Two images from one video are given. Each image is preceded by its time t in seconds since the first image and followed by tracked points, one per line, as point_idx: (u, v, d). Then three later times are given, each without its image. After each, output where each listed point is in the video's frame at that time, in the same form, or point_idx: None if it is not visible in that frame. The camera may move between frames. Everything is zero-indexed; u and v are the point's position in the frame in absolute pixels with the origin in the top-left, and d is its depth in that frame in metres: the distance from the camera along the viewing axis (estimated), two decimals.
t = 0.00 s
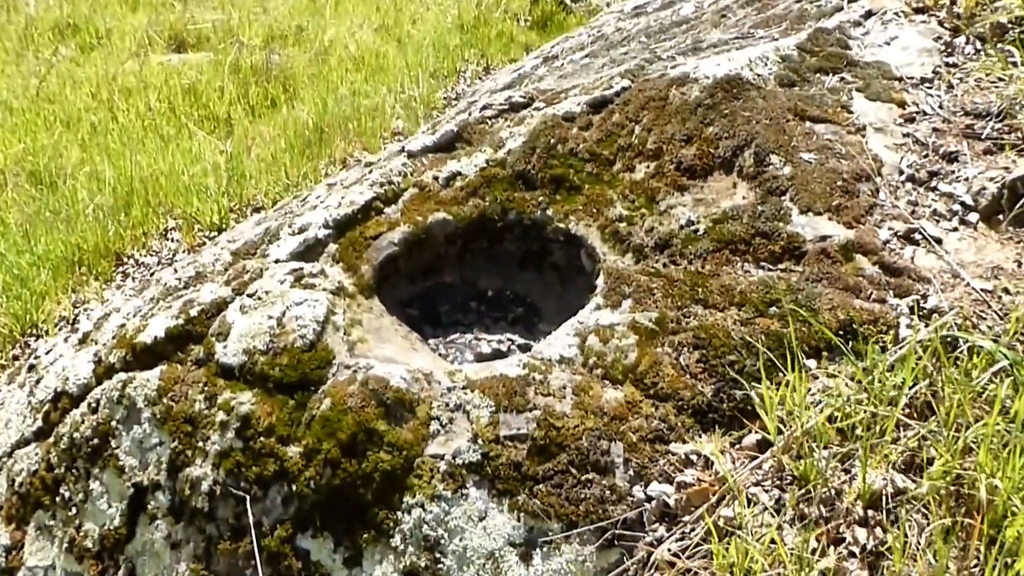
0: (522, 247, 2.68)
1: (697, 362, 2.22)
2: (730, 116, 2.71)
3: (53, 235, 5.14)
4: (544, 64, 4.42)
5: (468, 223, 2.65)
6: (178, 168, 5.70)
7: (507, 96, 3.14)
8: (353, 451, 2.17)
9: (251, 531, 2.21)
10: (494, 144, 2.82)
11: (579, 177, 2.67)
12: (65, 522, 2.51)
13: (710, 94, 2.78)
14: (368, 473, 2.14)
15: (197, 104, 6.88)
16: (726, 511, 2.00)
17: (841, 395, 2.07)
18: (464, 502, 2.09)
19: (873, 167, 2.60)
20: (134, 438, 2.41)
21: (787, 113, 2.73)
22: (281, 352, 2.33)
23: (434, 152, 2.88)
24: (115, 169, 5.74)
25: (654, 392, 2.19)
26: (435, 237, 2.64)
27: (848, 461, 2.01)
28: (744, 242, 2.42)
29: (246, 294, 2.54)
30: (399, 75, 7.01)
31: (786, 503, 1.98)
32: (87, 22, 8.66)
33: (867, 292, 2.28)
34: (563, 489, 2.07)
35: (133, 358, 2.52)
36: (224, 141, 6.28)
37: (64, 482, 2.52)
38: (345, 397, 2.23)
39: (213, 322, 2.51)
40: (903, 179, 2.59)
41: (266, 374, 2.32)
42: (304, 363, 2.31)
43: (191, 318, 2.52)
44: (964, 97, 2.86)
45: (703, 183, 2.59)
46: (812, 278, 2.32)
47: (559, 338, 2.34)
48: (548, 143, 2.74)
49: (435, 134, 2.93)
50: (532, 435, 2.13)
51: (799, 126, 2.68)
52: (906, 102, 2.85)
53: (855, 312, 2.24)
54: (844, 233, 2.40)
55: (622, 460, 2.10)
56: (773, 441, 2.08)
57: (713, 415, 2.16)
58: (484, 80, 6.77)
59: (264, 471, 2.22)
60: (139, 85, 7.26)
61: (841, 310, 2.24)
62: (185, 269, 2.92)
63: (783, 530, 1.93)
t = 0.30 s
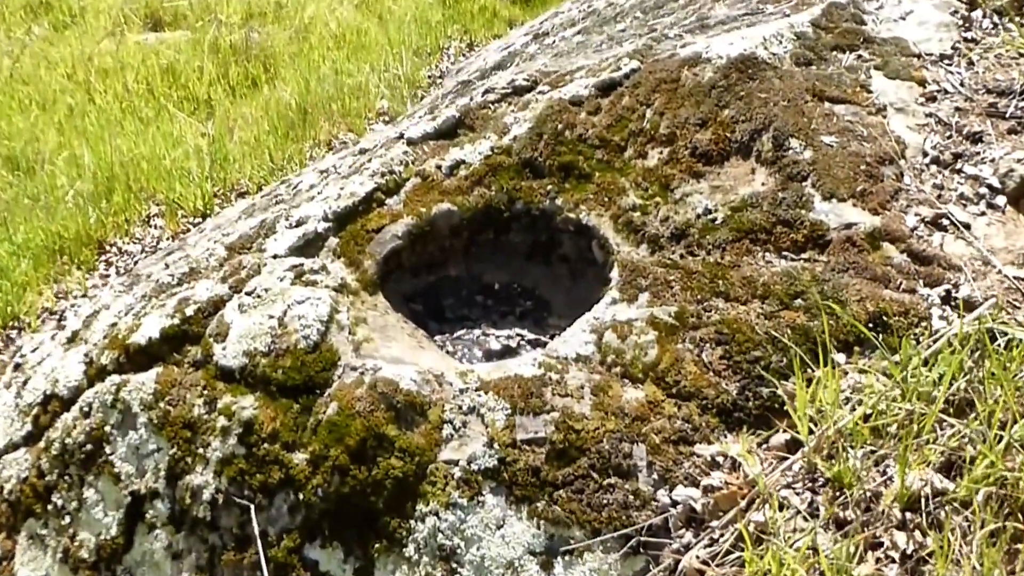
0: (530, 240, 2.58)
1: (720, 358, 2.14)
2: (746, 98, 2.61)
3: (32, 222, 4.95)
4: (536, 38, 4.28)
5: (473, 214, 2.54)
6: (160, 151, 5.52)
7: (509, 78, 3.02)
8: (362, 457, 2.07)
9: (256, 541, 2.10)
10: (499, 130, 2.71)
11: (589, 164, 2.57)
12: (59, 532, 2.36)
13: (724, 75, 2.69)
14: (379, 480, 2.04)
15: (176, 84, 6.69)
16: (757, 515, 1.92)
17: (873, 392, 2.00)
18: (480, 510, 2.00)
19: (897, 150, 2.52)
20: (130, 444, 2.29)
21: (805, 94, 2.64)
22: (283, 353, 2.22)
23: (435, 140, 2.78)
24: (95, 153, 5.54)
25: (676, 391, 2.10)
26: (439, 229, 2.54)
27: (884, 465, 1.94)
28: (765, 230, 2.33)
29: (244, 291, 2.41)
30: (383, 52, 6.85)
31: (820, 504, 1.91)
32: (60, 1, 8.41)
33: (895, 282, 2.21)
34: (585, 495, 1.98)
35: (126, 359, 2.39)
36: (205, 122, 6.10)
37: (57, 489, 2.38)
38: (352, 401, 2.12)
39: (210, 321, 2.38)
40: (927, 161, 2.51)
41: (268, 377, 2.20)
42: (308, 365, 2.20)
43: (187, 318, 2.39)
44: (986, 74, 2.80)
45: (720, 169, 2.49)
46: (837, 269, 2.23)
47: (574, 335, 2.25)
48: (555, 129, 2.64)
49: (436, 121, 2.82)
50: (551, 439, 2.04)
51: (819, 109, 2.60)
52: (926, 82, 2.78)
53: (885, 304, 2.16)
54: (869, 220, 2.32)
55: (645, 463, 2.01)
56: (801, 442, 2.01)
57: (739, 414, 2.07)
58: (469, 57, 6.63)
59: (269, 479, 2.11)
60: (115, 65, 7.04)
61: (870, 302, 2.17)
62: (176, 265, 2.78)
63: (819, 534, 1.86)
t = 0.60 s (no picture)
0: (528, 229, 2.54)
1: (724, 351, 2.10)
2: (748, 85, 2.57)
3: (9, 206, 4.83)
4: (524, 19, 4.20)
5: (470, 203, 2.50)
6: (141, 134, 5.40)
7: (504, 63, 2.96)
8: (361, 453, 2.03)
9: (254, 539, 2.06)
10: (496, 117, 2.66)
11: (588, 152, 2.53)
12: (47, 530, 2.31)
13: (724, 61, 2.64)
14: (378, 476, 2.00)
15: (155, 65, 6.56)
16: (762, 511, 1.89)
17: (879, 385, 1.97)
18: (482, 506, 1.96)
19: (899, 138, 2.50)
20: (120, 440, 2.23)
21: (806, 81, 2.60)
22: (278, 347, 2.17)
23: (431, 126, 2.72)
24: (73, 136, 5.42)
25: (681, 384, 2.07)
26: (436, 219, 2.49)
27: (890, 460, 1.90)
28: (767, 220, 2.29)
29: (237, 283, 2.35)
30: (367, 32, 6.74)
31: (826, 499, 1.89)
32: None
33: (900, 273, 2.17)
34: (589, 491, 1.94)
35: (114, 353, 2.33)
36: (187, 104, 5.99)
37: (43, 486, 2.32)
38: (351, 396, 2.08)
39: (201, 314, 2.32)
40: (929, 150, 2.49)
41: (263, 371, 2.15)
42: (304, 359, 2.15)
43: (177, 310, 2.33)
44: (986, 61, 2.78)
45: (721, 158, 2.46)
46: (841, 259, 2.20)
47: (575, 327, 2.21)
48: (553, 116, 2.59)
49: (431, 107, 2.76)
50: (554, 434, 2.01)
51: (820, 96, 2.56)
52: (926, 68, 2.75)
53: (890, 296, 2.12)
54: (872, 210, 2.28)
55: (650, 458, 1.98)
56: (807, 437, 1.98)
57: (744, 407, 2.04)
58: (455, 37, 6.54)
59: (265, 476, 2.07)
60: (92, 45, 6.90)
61: (875, 293, 2.13)
62: (163, 254, 2.71)
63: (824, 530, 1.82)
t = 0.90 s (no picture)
0: (525, 230, 2.48)
1: (728, 357, 2.04)
2: (748, 82, 2.51)
3: None
4: (517, 12, 4.13)
5: (466, 204, 2.44)
6: (128, 130, 5.29)
7: (498, 59, 2.89)
8: (356, 466, 1.97)
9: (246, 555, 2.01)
10: (491, 116, 2.59)
11: (586, 152, 2.46)
12: (31, 544, 2.25)
13: (723, 58, 2.58)
14: (373, 490, 1.95)
15: (143, 59, 6.46)
16: (769, 523, 1.83)
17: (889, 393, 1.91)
18: (481, 520, 1.90)
19: (902, 137, 2.44)
20: (105, 452, 2.16)
21: (807, 77, 2.54)
22: (269, 356, 2.11)
23: (424, 125, 2.65)
24: (59, 132, 5.32)
25: (684, 392, 2.01)
26: (430, 221, 2.43)
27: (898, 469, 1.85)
28: (770, 222, 2.23)
29: (227, 289, 2.28)
30: (358, 25, 6.66)
31: (834, 512, 1.83)
32: None
33: (906, 276, 2.11)
34: (591, 504, 1.89)
35: (99, 362, 2.26)
36: (175, 99, 5.90)
37: (26, 500, 2.26)
38: (344, 407, 2.02)
39: (189, 321, 2.25)
40: (933, 148, 2.43)
41: (254, 381, 2.09)
42: (296, 369, 2.09)
43: (163, 318, 2.26)
44: (989, 57, 2.73)
45: (722, 157, 2.39)
46: (845, 262, 2.14)
47: (576, 333, 2.15)
48: (550, 114, 2.53)
49: (425, 105, 2.69)
50: (554, 445, 1.95)
51: (822, 93, 2.50)
52: (928, 63, 2.70)
53: (896, 300, 2.06)
54: (877, 211, 2.22)
55: (654, 469, 1.92)
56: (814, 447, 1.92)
57: (749, 416, 1.98)
58: (447, 30, 6.46)
59: (256, 490, 2.01)
60: (79, 38, 6.79)
61: (880, 297, 2.07)
62: (150, 258, 2.63)
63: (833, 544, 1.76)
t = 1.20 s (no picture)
0: (524, 232, 2.37)
1: (735, 367, 1.94)
2: (753, 76, 2.40)
3: None
4: None
5: (462, 206, 2.34)
6: (123, 125, 5.13)
7: (493, 53, 2.78)
8: (347, 489, 1.89)
9: None
10: (487, 113, 2.48)
11: (586, 150, 2.36)
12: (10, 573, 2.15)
13: (727, 51, 2.47)
14: (365, 514, 1.87)
15: (139, 50, 6.34)
16: (781, 546, 1.74)
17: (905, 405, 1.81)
18: (478, 544, 1.82)
19: (914, 131, 2.33)
20: (85, 475, 2.09)
21: (815, 70, 2.43)
22: (255, 373, 2.03)
23: (419, 123, 2.54)
24: (51, 128, 5.11)
25: (689, 406, 1.91)
26: (425, 225, 2.33)
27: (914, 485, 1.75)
28: (778, 222, 2.13)
29: (213, 301, 2.19)
30: (357, 14, 6.53)
31: (849, 532, 1.73)
32: None
33: (921, 279, 2.01)
34: (593, 526, 1.80)
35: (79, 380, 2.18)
36: (171, 92, 5.79)
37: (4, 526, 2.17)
38: (334, 426, 1.94)
39: (172, 335, 2.17)
40: (945, 143, 2.32)
41: (240, 400, 2.01)
42: (284, 387, 2.01)
43: (146, 332, 2.18)
44: (1001, 47, 2.62)
45: (727, 155, 2.28)
46: (857, 265, 2.03)
47: (576, 343, 2.06)
48: (548, 111, 2.42)
49: (419, 102, 2.58)
50: (555, 464, 1.86)
51: (830, 86, 2.39)
52: (939, 54, 2.58)
53: (911, 304, 1.96)
54: (889, 211, 2.12)
55: (659, 488, 1.83)
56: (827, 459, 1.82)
57: (758, 429, 1.88)
58: (448, 17, 6.33)
59: (242, 515, 1.93)
60: (73, 30, 6.67)
61: (894, 302, 1.97)
62: (135, 266, 2.55)
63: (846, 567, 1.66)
